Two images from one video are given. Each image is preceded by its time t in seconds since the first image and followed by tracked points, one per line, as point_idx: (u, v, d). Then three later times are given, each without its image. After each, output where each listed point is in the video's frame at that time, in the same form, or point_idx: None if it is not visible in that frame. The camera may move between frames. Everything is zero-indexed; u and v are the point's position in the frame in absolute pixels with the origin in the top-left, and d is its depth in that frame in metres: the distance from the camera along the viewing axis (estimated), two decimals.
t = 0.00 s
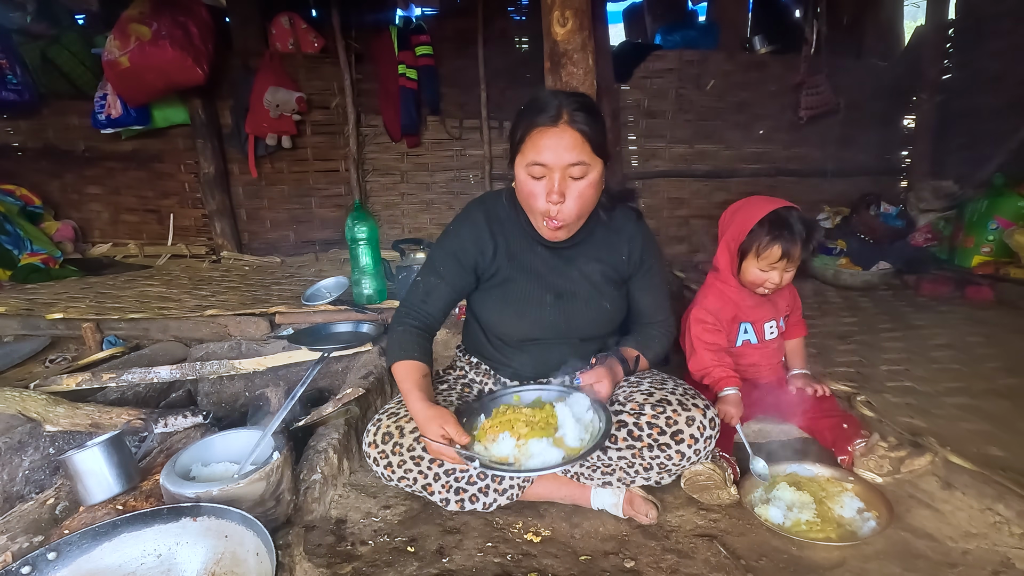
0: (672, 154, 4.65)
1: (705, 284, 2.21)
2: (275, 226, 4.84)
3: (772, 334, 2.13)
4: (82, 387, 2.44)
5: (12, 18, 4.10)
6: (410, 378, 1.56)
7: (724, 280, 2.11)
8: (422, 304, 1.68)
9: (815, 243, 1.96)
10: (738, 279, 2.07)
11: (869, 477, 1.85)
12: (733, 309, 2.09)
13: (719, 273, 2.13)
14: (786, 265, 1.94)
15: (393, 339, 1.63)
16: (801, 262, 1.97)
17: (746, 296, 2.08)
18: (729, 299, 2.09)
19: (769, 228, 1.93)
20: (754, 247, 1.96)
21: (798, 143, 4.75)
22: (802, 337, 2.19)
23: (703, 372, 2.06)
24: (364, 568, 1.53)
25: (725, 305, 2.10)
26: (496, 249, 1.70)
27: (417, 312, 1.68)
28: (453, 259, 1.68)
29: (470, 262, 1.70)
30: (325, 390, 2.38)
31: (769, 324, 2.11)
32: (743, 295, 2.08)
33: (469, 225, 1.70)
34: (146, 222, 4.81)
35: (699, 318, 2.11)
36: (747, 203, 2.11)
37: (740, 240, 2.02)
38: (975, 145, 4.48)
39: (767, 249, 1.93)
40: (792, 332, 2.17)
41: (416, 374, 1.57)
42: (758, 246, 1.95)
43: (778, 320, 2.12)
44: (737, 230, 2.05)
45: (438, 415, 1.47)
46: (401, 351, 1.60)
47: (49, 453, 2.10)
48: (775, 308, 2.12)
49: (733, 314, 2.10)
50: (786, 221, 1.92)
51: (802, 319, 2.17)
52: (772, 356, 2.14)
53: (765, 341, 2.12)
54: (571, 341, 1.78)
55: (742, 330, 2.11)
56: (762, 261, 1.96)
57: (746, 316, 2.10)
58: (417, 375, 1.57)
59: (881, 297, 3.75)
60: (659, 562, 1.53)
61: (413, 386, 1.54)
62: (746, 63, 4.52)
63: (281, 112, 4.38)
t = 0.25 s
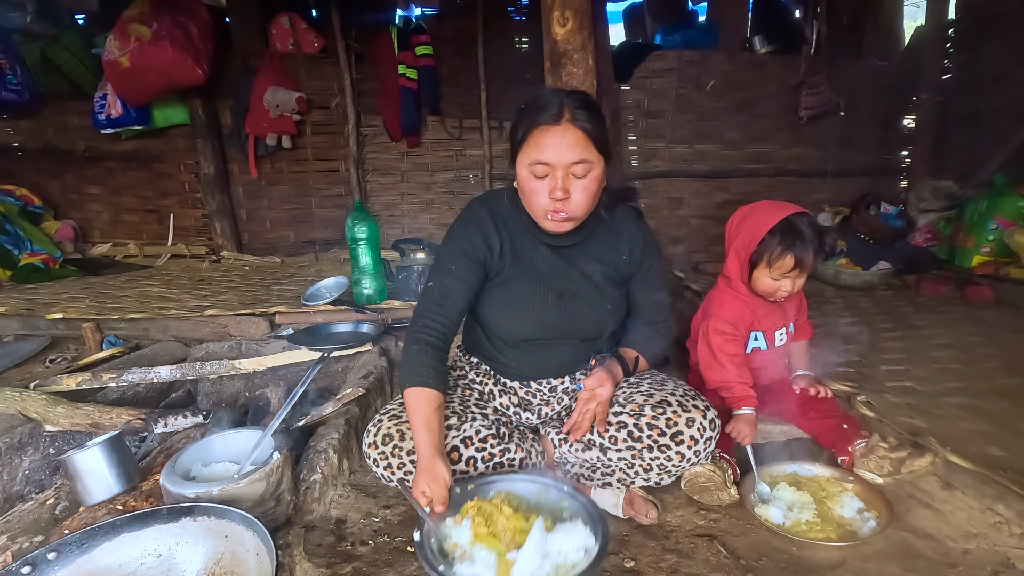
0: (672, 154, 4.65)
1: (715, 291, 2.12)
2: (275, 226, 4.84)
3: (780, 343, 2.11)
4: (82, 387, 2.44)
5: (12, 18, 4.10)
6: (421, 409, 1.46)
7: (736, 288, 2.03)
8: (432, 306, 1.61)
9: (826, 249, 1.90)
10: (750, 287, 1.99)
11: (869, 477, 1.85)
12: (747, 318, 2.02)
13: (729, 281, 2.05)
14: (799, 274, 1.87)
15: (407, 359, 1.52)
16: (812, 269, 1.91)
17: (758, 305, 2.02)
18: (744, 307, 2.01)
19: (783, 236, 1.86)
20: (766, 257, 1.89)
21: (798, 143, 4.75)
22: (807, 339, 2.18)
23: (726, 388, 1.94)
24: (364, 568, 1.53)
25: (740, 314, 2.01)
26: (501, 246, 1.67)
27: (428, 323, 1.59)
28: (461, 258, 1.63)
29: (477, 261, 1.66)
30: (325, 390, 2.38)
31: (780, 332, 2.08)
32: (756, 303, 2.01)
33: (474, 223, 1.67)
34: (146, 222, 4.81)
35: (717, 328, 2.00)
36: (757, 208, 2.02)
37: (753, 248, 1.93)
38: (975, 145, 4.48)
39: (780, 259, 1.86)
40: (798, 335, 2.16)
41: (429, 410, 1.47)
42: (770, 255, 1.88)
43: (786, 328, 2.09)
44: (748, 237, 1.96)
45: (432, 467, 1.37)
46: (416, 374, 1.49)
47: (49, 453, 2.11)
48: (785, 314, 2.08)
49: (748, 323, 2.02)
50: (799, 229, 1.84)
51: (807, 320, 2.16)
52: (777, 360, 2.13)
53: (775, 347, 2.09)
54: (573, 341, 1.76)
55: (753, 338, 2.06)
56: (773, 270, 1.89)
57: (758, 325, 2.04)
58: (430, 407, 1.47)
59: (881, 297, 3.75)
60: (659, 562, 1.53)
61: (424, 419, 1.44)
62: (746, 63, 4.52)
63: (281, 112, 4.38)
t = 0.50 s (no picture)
0: (672, 154, 4.65)
1: (724, 299, 2.05)
2: (275, 226, 4.84)
3: (788, 345, 2.06)
4: (82, 387, 2.44)
5: (12, 18, 4.11)
6: (428, 446, 1.41)
7: (745, 297, 1.96)
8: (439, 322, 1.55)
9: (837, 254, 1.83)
10: (760, 295, 1.92)
11: (869, 477, 1.85)
12: (759, 326, 1.95)
13: (739, 290, 1.98)
14: (808, 282, 1.81)
15: (419, 389, 1.45)
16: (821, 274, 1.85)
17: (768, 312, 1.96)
18: (755, 315, 1.95)
19: (791, 242, 1.80)
20: (774, 265, 1.82)
21: (798, 143, 4.75)
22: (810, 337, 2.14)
23: (745, 399, 1.88)
24: (364, 568, 1.53)
25: (752, 322, 1.94)
26: (505, 252, 1.63)
27: (436, 345, 1.53)
28: (466, 269, 1.57)
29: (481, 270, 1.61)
30: (324, 390, 2.37)
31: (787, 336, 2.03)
32: (765, 310, 1.95)
33: (476, 230, 1.62)
34: (146, 222, 4.81)
35: (730, 339, 1.93)
36: (763, 214, 1.96)
37: (763, 256, 1.86)
38: (975, 145, 4.48)
39: (788, 267, 1.80)
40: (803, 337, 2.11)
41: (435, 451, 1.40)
42: (779, 262, 1.81)
43: (793, 332, 2.04)
44: (757, 244, 1.89)
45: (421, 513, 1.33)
46: (429, 408, 1.42)
47: (49, 453, 2.11)
48: (793, 318, 2.03)
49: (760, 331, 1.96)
50: (808, 235, 1.79)
51: (809, 322, 2.13)
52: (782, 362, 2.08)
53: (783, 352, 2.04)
54: (574, 340, 1.76)
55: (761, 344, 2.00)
56: (781, 278, 1.83)
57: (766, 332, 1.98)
58: (438, 445, 1.41)
59: (881, 297, 3.75)
60: (659, 562, 1.53)
61: (428, 457, 1.39)
62: (746, 63, 4.52)
63: (281, 112, 4.38)
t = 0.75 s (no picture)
0: (672, 154, 4.65)
1: (732, 307, 2.00)
2: (275, 226, 4.84)
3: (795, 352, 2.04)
4: (82, 387, 2.44)
5: (12, 18, 4.11)
6: (434, 442, 1.40)
7: (756, 305, 1.91)
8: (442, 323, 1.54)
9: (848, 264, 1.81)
10: (770, 304, 1.88)
11: (869, 478, 1.85)
12: (769, 335, 1.91)
13: (748, 298, 1.94)
14: (818, 291, 1.78)
15: (426, 386, 1.44)
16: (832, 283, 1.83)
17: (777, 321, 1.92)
18: (765, 325, 1.90)
19: (803, 250, 1.77)
20: (784, 275, 1.80)
21: (798, 143, 4.75)
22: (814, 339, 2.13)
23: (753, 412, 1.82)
24: (364, 569, 1.53)
25: (763, 332, 1.89)
26: (508, 250, 1.62)
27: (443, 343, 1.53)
28: (469, 267, 1.57)
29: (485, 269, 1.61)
30: (325, 390, 2.41)
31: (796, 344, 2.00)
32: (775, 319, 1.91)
33: (479, 229, 1.61)
34: (146, 222, 4.81)
35: (741, 349, 1.87)
36: (773, 220, 1.93)
37: (774, 264, 1.83)
38: (975, 145, 4.48)
39: (799, 277, 1.77)
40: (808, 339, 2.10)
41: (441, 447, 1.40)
42: (789, 271, 1.79)
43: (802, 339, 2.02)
44: (768, 252, 1.86)
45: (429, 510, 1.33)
46: (435, 403, 1.42)
47: (49, 453, 2.12)
48: (803, 326, 1.99)
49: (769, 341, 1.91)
50: (820, 244, 1.76)
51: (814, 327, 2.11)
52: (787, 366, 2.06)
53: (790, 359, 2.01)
54: (576, 338, 1.76)
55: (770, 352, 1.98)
56: (791, 288, 1.80)
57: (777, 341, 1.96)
58: (443, 441, 1.40)
59: (881, 297, 3.75)
60: (659, 562, 1.53)
61: (434, 454, 1.38)
62: (746, 62, 4.52)
63: (281, 112, 4.38)
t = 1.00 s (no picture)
0: (672, 154, 4.65)
1: (739, 313, 1.99)
2: (275, 226, 4.84)
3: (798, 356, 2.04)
4: (82, 387, 2.44)
5: (12, 18, 4.10)
6: (436, 413, 1.45)
7: (762, 312, 1.90)
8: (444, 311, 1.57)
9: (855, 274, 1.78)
10: (775, 311, 1.87)
11: (869, 478, 1.86)
12: (774, 342, 1.90)
13: (754, 305, 1.93)
14: (822, 301, 1.77)
15: (428, 365, 1.50)
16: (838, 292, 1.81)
17: (783, 328, 1.91)
18: (770, 332, 1.89)
19: (808, 258, 1.75)
20: (788, 283, 1.79)
21: (798, 143, 4.75)
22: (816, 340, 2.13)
23: (756, 420, 1.81)
24: (364, 568, 1.53)
25: (768, 339, 1.89)
26: (514, 241, 1.64)
27: (447, 331, 1.55)
28: (473, 256, 1.58)
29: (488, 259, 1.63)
30: (325, 390, 2.43)
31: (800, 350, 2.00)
32: (781, 326, 1.90)
33: (483, 219, 1.62)
34: (146, 222, 4.81)
35: (746, 356, 1.86)
36: (781, 227, 1.91)
37: (779, 271, 1.82)
38: (975, 145, 4.48)
39: (802, 287, 1.76)
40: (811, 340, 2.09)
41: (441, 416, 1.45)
42: (793, 280, 1.78)
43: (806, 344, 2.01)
44: (773, 259, 1.85)
45: (442, 476, 1.36)
46: (439, 377, 1.48)
47: (49, 453, 2.12)
48: (808, 331, 1.99)
49: (774, 348, 1.91)
50: (825, 254, 1.74)
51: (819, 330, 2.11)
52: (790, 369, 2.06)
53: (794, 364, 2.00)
54: (577, 332, 1.76)
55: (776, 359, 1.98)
56: (794, 296, 1.79)
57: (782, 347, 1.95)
58: (445, 412, 1.46)
59: (881, 297, 3.75)
60: (659, 561, 1.53)
61: (437, 421, 1.43)
62: (746, 63, 4.52)
63: (281, 112, 4.38)
